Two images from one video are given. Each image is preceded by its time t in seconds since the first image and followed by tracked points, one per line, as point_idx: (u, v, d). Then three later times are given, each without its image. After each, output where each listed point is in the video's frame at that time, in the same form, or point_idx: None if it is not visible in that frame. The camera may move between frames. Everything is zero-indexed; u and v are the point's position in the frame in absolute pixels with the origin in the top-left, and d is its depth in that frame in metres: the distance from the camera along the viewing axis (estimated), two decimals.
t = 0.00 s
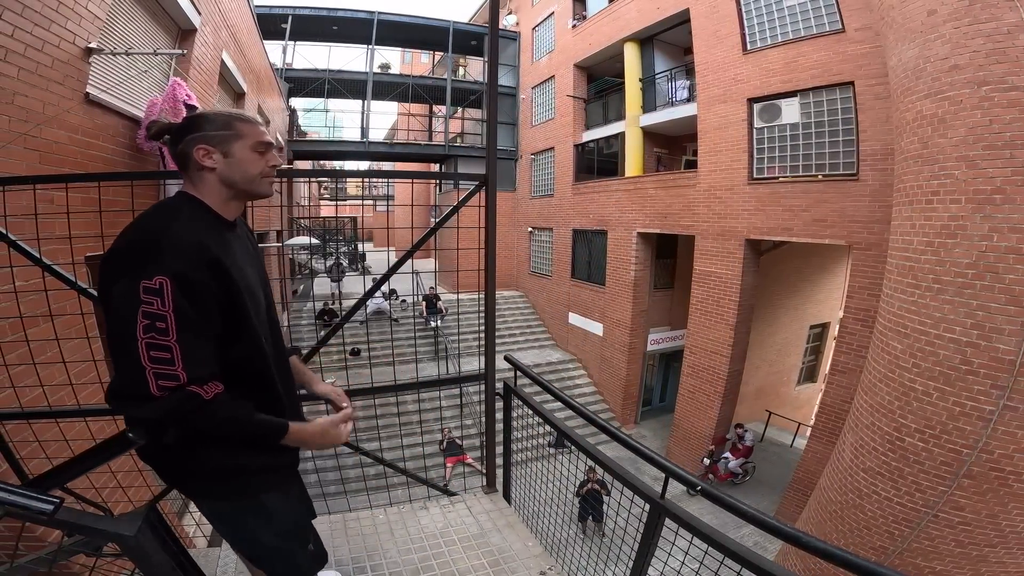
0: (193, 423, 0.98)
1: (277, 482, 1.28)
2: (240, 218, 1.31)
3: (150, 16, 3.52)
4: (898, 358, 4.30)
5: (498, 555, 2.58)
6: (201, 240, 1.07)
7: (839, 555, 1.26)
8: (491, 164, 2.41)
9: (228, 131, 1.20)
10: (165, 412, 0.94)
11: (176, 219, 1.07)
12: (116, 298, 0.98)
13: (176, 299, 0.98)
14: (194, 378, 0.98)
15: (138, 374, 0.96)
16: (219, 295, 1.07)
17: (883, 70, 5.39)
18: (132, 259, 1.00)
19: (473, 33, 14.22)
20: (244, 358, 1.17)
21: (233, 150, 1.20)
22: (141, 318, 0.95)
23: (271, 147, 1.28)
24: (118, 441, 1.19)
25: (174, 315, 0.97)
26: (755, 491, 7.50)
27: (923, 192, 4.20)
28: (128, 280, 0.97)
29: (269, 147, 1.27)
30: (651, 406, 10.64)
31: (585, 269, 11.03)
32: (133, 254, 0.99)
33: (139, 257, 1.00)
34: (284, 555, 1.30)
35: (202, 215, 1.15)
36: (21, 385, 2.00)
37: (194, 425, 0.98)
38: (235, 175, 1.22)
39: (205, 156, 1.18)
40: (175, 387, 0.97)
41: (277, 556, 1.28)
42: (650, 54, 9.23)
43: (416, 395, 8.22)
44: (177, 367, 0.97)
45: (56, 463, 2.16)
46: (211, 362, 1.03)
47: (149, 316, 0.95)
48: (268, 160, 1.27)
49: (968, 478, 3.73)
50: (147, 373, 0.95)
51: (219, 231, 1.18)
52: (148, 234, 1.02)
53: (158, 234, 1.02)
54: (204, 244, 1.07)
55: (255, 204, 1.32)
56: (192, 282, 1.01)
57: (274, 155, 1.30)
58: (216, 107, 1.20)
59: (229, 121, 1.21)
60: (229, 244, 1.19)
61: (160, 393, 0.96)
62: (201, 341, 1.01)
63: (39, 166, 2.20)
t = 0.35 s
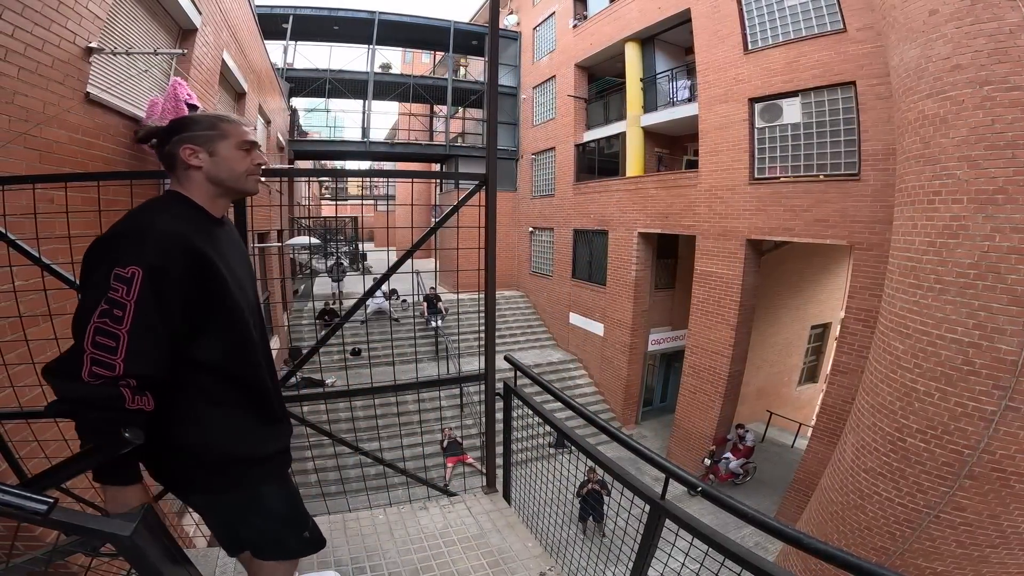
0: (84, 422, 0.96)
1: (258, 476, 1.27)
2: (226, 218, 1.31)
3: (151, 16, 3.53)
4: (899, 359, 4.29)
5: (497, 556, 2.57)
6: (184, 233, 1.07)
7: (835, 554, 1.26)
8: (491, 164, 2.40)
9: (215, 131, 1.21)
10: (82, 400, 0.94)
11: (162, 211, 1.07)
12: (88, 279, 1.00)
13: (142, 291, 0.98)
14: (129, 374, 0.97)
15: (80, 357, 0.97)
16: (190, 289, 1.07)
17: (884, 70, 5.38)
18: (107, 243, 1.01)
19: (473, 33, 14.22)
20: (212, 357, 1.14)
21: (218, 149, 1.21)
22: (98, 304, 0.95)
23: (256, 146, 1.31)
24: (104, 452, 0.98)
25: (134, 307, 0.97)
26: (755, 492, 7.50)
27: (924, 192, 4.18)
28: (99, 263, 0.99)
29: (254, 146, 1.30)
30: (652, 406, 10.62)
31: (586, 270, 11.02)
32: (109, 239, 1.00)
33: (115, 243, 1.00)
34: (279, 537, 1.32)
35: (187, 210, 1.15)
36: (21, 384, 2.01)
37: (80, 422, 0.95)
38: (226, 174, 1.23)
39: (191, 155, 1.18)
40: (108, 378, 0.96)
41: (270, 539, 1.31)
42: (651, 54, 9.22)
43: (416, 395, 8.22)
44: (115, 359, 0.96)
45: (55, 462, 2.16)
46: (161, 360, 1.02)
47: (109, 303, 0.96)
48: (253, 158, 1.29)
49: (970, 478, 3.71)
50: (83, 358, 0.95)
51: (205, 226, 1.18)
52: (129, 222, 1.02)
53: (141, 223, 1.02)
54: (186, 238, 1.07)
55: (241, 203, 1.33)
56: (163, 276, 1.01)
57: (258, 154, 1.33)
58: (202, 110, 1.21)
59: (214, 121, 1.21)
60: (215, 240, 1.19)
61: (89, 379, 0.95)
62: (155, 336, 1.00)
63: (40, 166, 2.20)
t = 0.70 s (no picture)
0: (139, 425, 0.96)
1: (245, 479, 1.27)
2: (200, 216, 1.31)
3: (152, 15, 3.53)
4: (901, 360, 4.27)
5: (497, 556, 2.57)
6: (164, 229, 1.07)
7: (833, 553, 1.26)
8: (492, 164, 2.40)
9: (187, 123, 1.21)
10: (116, 404, 0.94)
11: (136, 208, 1.06)
12: (72, 282, 0.99)
13: (134, 288, 0.98)
14: (150, 370, 0.97)
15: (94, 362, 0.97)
16: (179, 287, 1.07)
17: (886, 70, 5.37)
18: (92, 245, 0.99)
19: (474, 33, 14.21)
20: (205, 356, 1.14)
21: (189, 145, 1.21)
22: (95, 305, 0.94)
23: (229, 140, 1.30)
24: (108, 446, 1.01)
25: (129, 303, 0.96)
26: (756, 492, 7.49)
27: (926, 192, 4.17)
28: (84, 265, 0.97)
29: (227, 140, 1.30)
30: (653, 407, 10.61)
31: (587, 270, 11.01)
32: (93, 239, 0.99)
33: (98, 243, 1.00)
34: (264, 542, 1.32)
35: (164, 207, 1.14)
36: (21, 385, 2.01)
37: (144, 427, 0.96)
38: (198, 169, 1.23)
39: (161, 151, 1.18)
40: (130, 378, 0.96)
41: (252, 543, 1.30)
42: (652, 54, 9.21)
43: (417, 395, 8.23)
44: (131, 358, 0.96)
45: (56, 462, 2.17)
46: (175, 354, 1.02)
47: (102, 303, 0.95)
48: (226, 153, 1.29)
49: (972, 479, 3.70)
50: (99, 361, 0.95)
51: (183, 221, 1.18)
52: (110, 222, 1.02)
53: (123, 222, 1.02)
54: (166, 232, 1.06)
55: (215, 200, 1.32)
56: (151, 271, 1.00)
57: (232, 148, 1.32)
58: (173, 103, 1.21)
59: (184, 115, 1.21)
60: (195, 237, 1.19)
61: (113, 382, 0.95)
62: (155, 332, 0.99)
63: (40, 166, 2.20)
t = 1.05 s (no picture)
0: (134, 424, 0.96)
1: (238, 483, 1.27)
2: (184, 216, 1.30)
3: (152, 15, 3.52)
4: (902, 360, 4.26)
5: (498, 557, 2.57)
6: (142, 231, 1.06)
7: (833, 554, 1.26)
8: (493, 164, 2.39)
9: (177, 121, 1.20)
10: (94, 409, 0.94)
11: (113, 210, 1.06)
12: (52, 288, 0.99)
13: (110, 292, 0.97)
14: (125, 375, 0.96)
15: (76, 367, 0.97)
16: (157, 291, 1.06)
17: (887, 70, 5.36)
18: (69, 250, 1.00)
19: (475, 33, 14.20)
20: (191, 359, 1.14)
21: (177, 144, 1.20)
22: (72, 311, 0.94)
23: (220, 141, 1.30)
24: (108, 447, 1.00)
25: (105, 306, 0.96)
26: (757, 493, 7.49)
27: (928, 192, 4.17)
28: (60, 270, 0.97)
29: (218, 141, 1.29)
30: (653, 407, 10.60)
31: (587, 270, 11.01)
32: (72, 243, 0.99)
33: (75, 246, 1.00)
34: (260, 546, 1.33)
35: (146, 209, 1.14)
36: (21, 385, 2.01)
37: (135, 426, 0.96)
38: (181, 170, 1.22)
39: (147, 149, 1.18)
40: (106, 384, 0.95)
41: (247, 547, 1.30)
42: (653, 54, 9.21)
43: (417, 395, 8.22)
44: (109, 364, 0.95)
45: (56, 462, 2.17)
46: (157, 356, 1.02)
47: (78, 307, 0.94)
48: (216, 154, 1.28)
49: (974, 480, 3.69)
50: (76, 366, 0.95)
51: (166, 223, 1.18)
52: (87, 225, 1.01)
53: (100, 224, 1.01)
54: (143, 235, 1.06)
55: (198, 201, 1.32)
56: (126, 275, 0.99)
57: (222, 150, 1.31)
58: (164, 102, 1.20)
59: (175, 114, 1.20)
60: (178, 239, 1.18)
61: (89, 389, 0.95)
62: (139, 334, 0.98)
63: (41, 166, 2.20)
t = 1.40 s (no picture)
0: (84, 441, 0.98)
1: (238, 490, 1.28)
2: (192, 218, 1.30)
3: (153, 15, 3.53)
4: (903, 361, 4.26)
5: (499, 557, 2.57)
6: (149, 239, 1.06)
7: (835, 555, 1.25)
8: (494, 164, 2.37)
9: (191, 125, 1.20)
10: (72, 418, 0.96)
11: (123, 216, 1.06)
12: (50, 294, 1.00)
13: (110, 302, 0.99)
14: (112, 387, 0.99)
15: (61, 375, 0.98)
16: (158, 301, 1.07)
17: (888, 71, 5.35)
18: (71, 255, 1.00)
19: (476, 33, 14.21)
20: (188, 369, 1.14)
21: (191, 147, 1.21)
22: (69, 320, 0.96)
23: (231, 144, 1.30)
24: (108, 447, 0.99)
25: (104, 320, 0.98)
26: (757, 493, 7.48)
27: (929, 192, 4.16)
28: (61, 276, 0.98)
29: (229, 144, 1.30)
30: (654, 407, 10.60)
31: (588, 270, 11.01)
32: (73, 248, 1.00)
33: (76, 253, 1.00)
34: (261, 547, 1.35)
35: (154, 215, 1.14)
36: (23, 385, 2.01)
37: (75, 437, 0.97)
38: (194, 175, 1.23)
39: (162, 151, 1.18)
40: (95, 396, 0.98)
41: (246, 550, 1.33)
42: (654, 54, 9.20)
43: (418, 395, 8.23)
44: (97, 374, 0.98)
45: (56, 462, 2.17)
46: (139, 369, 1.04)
47: (77, 319, 0.96)
48: (228, 160, 1.29)
49: (975, 480, 3.68)
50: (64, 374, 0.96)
51: (174, 229, 1.18)
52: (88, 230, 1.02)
53: (104, 231, 1.01)
54: (149, 243, 1.06)
55: (206, 206, 1.32)
56: (128, 283, 1.01)
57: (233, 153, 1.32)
58: (178, 105, 1.19)
59: (192, 117, 1.20)
60: (185, 246, 1.18)
61: (75, 398, 0.96)
62: (126, 348, 1.01)
63: (42, 166, 2.21)
